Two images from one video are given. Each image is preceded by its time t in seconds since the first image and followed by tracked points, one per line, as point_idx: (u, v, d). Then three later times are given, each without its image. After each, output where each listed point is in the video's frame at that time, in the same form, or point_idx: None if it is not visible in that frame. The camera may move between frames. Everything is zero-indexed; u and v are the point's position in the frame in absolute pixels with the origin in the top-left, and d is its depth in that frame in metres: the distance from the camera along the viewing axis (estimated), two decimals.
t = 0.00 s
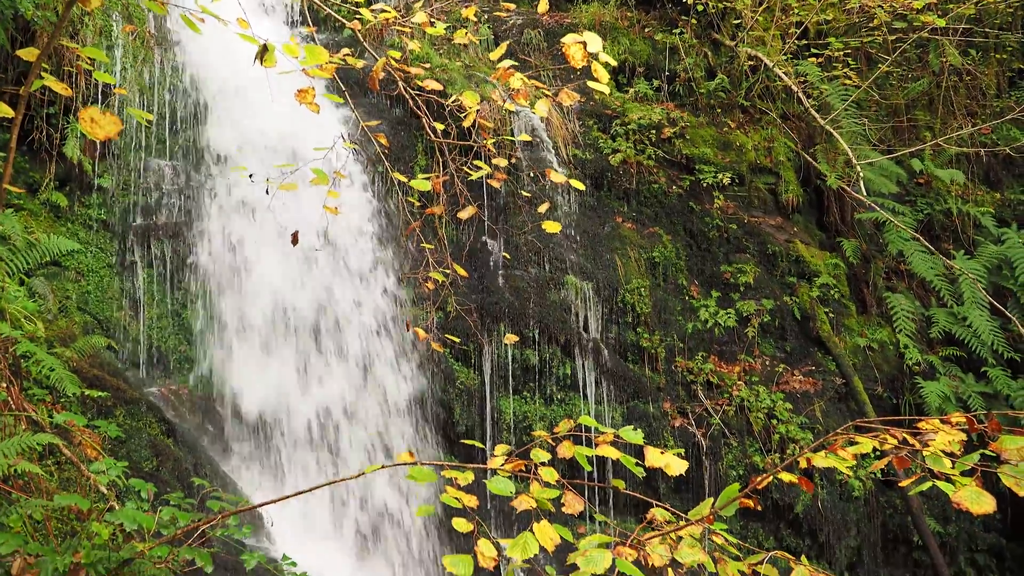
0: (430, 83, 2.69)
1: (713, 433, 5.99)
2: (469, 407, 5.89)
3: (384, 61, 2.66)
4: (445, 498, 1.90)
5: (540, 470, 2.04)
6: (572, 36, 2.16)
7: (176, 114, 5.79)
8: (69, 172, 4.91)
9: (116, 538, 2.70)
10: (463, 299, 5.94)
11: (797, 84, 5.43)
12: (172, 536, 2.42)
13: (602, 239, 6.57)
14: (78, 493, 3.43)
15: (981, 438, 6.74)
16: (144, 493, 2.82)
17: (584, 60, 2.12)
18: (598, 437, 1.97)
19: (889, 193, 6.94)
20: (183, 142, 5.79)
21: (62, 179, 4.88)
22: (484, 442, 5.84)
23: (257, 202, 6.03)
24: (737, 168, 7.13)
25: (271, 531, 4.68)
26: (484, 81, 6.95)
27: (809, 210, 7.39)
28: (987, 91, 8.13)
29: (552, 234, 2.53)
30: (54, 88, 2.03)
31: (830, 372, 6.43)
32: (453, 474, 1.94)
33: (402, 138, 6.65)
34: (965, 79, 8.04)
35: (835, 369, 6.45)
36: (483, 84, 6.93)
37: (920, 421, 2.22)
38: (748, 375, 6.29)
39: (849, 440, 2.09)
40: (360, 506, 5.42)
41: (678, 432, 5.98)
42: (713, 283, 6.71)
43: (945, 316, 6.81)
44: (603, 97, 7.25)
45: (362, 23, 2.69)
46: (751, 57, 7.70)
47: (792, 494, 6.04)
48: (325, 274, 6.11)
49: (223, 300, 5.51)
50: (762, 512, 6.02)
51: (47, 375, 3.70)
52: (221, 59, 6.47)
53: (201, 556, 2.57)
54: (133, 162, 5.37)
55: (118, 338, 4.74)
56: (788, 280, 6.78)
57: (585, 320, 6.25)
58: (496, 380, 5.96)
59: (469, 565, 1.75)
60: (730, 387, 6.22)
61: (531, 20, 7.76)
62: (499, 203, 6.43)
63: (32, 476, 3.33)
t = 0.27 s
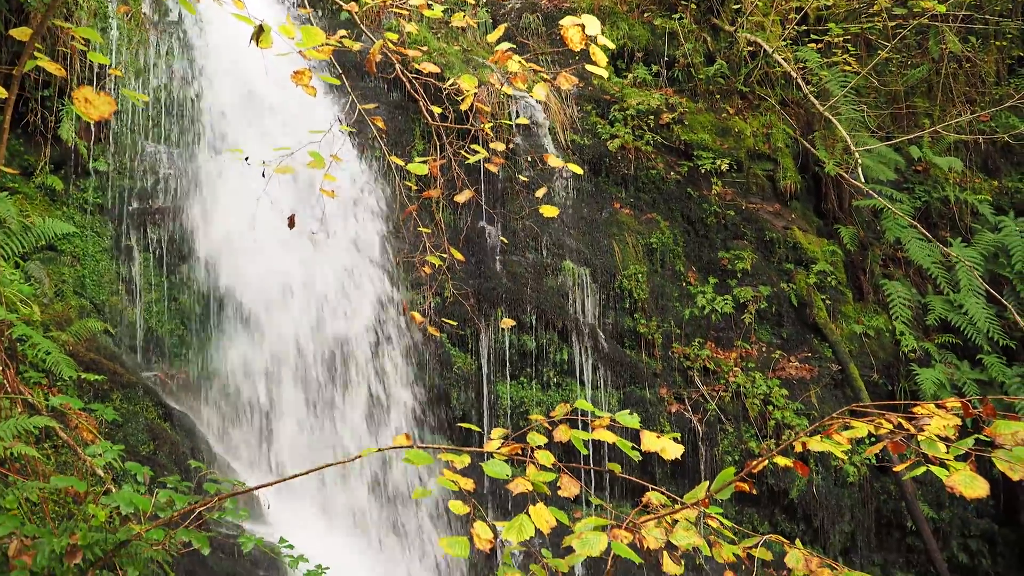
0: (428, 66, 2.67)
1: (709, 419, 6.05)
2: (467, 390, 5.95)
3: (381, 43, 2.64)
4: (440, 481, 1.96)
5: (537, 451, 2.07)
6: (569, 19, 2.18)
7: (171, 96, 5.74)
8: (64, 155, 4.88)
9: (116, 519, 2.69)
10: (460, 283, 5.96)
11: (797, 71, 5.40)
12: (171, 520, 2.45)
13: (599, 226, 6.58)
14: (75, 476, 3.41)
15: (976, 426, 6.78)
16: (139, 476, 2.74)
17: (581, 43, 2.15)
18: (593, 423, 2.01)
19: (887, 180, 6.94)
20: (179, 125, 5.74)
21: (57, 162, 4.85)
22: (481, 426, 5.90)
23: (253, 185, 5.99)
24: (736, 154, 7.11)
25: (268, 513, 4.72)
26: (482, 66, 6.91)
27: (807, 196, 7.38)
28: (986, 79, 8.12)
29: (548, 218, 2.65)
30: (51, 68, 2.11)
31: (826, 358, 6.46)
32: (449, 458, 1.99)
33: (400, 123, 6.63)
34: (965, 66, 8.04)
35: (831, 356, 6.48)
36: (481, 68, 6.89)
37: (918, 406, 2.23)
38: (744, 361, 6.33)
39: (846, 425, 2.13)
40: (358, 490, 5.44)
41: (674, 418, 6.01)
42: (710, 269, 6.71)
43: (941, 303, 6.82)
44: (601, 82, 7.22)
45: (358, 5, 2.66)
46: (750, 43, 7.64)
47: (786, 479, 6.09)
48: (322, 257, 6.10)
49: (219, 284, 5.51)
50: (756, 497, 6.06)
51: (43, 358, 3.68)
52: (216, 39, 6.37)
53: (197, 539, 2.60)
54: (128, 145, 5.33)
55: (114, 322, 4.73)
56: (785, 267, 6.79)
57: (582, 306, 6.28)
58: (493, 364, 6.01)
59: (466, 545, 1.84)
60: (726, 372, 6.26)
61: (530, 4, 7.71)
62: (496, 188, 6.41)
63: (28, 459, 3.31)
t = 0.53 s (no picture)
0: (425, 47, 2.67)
1: (705, 403, 6.10)
2: (463, 374, 5.96)
3: (378, 23, 2.64)
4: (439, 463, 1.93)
5: (533, 434, 2.09)
6: None
7: (166, 79, 5.71)
8: (59, 137, 4.86)
9: (112, 496, 2.72)
10: (457, 267, 5.99)
11: (795, 55, 5.37)
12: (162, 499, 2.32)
13: (597, 209, 6.57)
14: (72, 456, 3.39)
15: (970, 411, 6.81)
16: (137, 456, 2.72)
17: (579, 24, 2.19)
18: (591, 405, 2.00)
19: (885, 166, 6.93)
20: (175, 108, 5.72)
21: (52, 144, 4.83)
22: (479, 408, 5.96)
23: (250, 166, 5.96)
24: (734, 139, 7.10)
25: (265, 494, 4.75)
26: (480, 48, 6.87)
27: (805, 182, 7.37)
28: (986, 64, 8.10)
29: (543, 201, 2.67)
30: (40, 49, 2.01)
31: (822, 344, 6.51)
32: (447, 440, 1.98)
33: (397, 106, 6.60)
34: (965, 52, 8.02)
35: (827, 341, 6.52)
36: (479, 50, 6.85)
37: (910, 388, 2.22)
38: (741, 346, 6.37)
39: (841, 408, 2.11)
40: (354, 471, 5.47)
41: (670, 402, 6.07)
42: (708, 254, 6.72)
43: (938, 289, 6.82)
44: (599, 65, 7.17)
45: None
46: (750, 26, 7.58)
47: (782, 463, 6.12)
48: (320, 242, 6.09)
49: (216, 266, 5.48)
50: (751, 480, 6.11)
51: (39, 340, 3.66)
52: (209, 18, 6.28)
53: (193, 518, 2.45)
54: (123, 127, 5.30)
55: (110, 305, 4.73)
56: (782, 252, 6.80)
57: (580, 289, 6.27)
58: (490, 349, 6.03)
59: (463, 526, 1.85)
60: (723, 357, 6.30)
61: None
62: (494, 171, 6.39)
63: (25, 441, 3.27)
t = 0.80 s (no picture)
0: (421, 26, 2.64)
1: (701, 386, 6.14)
2: (460, 357, 5.94)
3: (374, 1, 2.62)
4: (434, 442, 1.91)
5: (528, 416, 2.05)
6: None
7: (161, 59, 5.66)
8: (54, 118, 4.83)
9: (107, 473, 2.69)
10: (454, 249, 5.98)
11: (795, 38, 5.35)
12: (168, 475, 2.24)
13: (595, 192, 6.57)
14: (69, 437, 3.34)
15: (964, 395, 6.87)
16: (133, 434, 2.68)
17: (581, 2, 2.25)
18: (586, 385, 2.01)
19: (883, 151, 6.92)
20: (170, 88, 5.68)
21: (46, 126, 4.80)
22: (475, 390, 5.93)
23: (245, 147, 5.92)
24: (732, 123, 7.08)
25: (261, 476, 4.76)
26: (477, 29, 6.82)
27: (803, 166, 7.35)
28: (986, 48, 8.08)
29: (542, 184, 2.61)
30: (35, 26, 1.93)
31: (819, 328, 6.53)
32: (442, 420, 1.94)
33: (394, 88, 6.56)
34: (964, 36, 8.01)
35: (823, 325, 6.54)
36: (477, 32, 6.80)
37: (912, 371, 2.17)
38: (737, 331, 6.39)
39: (838, 390, 2.08)
40: (350, 453, 5.49)
41: (666, 385, 6.12)
42: (705, 238, 6.73)
43: (935, 274, 6.84)
44: (598, 47, 7.13)
45: None
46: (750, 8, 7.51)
47: (777, 447, 6.16)
48: (316, 224, 6.07)
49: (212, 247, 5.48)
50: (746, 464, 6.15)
51: (35, 321, 3.65)
52: None
53: (193, 498, 2.37)
54: (118, 108, 5.27)
55: (106, 286, 4.74)
56: (780, 237, 6.80)
57: (576, 273, 6.28)
58: (487, 332, 6.01)
59: (458, 508, 1.80)
60: (719, 341, 6.34)
61: None
62: (491, 154, 6.40)
63: (21, 422, 3.19)
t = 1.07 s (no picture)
0: (417, 6, 2.55)
1: (698, 371, 6.17)
2: (458, 342, 5.93)
3: None
4: (429, 425, 1.85)
5: (525, 398, 2.00)
6: None
7: (157, 40, 5.63)
8: (49, 100, 4.80)
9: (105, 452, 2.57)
10: (452, 232, 5.96)
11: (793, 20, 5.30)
12: (164, 459, 2.20)
13: (592, 177, 6.56)
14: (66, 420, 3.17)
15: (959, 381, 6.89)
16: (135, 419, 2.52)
17: None
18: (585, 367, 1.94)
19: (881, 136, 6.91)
20: (165, 70, 5.65)
21: (41, 108, 4.76)
22: (472, 372, 5.92)
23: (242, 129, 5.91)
24: (731, 108, 7.06)
25: (258, 458, 4.78)
26: (475, 12, 6.78)
27: (802, 152, 7.33)
28: (987, 34, 8.05)
29: (539, 169, 2.50)
30: None
31: (815, 314, 6.54)
32: (440, 402, 1.85)
33: (391, 71, 6.54)
34: (965, 21, 7.99)
35: (820, 311, 6.56)
36: (475, 15, 6.77)
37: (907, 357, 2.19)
38: (734, 316, 6.41)
39: (833, 374, 2.09)
40: (348, 435, 5.51)
41: (663, 370, 6.14)
42: (703, 224, 6.73)
43: (932, 261, 6.85)
44: (597, 31, 7.13)
45: None
46: None
47: (773, 432, 6.21)
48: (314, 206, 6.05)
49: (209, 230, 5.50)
50: (741, 449, 6.19)
51: (33, 304, 3.58)
52: None
53: (190, 479, 2.28)
54: (114, 91, 5.26)
55: (102, 269, 4.75)
56: (778, 223, 6.80)
57: (574, 258, 6.29)
58: (485, 317, 6.00)
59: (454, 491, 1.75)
60: (716, 327, 6.35)
61: None
62: (489, 138, 6.43)
63: (17, 404, 3.05)
